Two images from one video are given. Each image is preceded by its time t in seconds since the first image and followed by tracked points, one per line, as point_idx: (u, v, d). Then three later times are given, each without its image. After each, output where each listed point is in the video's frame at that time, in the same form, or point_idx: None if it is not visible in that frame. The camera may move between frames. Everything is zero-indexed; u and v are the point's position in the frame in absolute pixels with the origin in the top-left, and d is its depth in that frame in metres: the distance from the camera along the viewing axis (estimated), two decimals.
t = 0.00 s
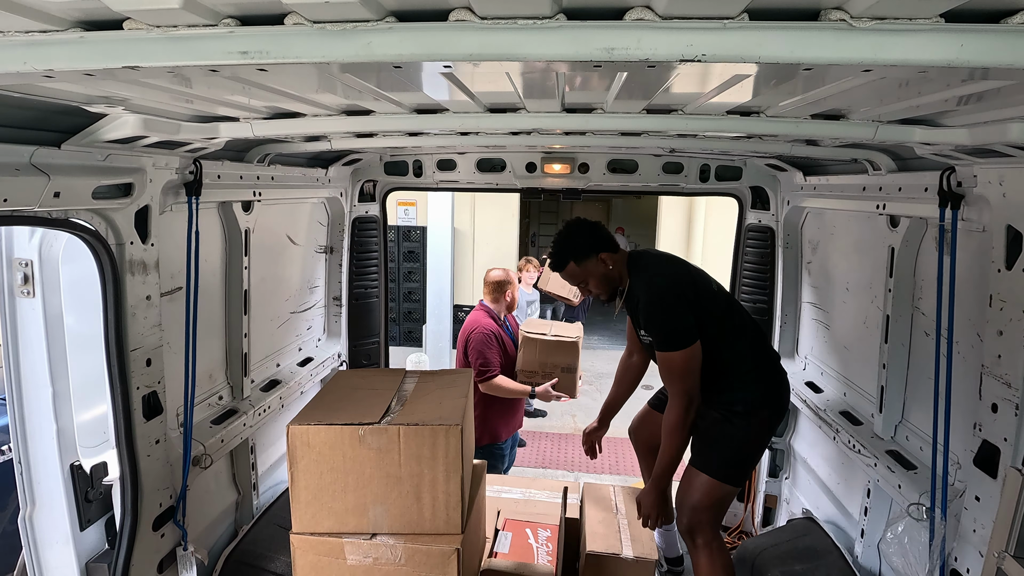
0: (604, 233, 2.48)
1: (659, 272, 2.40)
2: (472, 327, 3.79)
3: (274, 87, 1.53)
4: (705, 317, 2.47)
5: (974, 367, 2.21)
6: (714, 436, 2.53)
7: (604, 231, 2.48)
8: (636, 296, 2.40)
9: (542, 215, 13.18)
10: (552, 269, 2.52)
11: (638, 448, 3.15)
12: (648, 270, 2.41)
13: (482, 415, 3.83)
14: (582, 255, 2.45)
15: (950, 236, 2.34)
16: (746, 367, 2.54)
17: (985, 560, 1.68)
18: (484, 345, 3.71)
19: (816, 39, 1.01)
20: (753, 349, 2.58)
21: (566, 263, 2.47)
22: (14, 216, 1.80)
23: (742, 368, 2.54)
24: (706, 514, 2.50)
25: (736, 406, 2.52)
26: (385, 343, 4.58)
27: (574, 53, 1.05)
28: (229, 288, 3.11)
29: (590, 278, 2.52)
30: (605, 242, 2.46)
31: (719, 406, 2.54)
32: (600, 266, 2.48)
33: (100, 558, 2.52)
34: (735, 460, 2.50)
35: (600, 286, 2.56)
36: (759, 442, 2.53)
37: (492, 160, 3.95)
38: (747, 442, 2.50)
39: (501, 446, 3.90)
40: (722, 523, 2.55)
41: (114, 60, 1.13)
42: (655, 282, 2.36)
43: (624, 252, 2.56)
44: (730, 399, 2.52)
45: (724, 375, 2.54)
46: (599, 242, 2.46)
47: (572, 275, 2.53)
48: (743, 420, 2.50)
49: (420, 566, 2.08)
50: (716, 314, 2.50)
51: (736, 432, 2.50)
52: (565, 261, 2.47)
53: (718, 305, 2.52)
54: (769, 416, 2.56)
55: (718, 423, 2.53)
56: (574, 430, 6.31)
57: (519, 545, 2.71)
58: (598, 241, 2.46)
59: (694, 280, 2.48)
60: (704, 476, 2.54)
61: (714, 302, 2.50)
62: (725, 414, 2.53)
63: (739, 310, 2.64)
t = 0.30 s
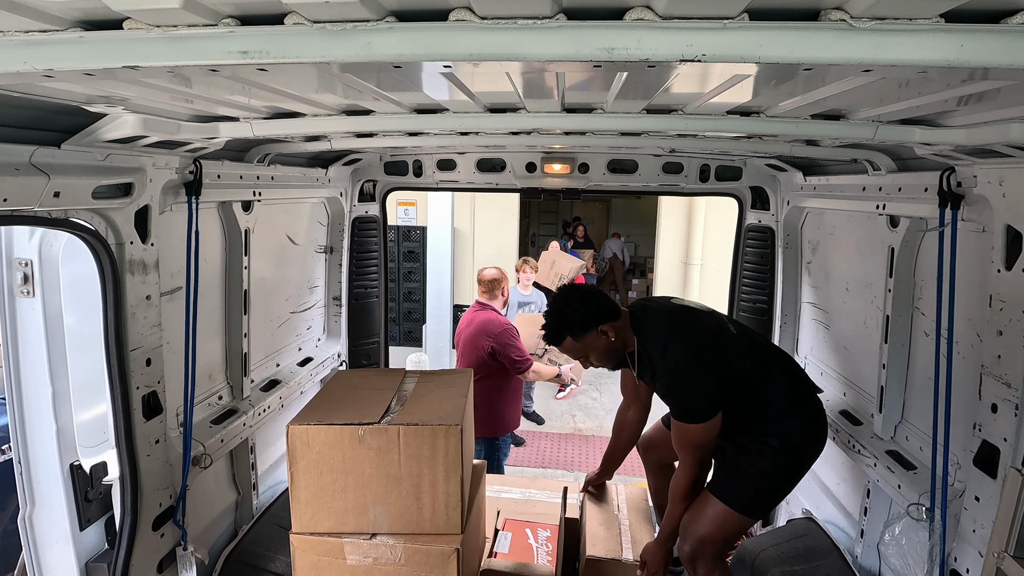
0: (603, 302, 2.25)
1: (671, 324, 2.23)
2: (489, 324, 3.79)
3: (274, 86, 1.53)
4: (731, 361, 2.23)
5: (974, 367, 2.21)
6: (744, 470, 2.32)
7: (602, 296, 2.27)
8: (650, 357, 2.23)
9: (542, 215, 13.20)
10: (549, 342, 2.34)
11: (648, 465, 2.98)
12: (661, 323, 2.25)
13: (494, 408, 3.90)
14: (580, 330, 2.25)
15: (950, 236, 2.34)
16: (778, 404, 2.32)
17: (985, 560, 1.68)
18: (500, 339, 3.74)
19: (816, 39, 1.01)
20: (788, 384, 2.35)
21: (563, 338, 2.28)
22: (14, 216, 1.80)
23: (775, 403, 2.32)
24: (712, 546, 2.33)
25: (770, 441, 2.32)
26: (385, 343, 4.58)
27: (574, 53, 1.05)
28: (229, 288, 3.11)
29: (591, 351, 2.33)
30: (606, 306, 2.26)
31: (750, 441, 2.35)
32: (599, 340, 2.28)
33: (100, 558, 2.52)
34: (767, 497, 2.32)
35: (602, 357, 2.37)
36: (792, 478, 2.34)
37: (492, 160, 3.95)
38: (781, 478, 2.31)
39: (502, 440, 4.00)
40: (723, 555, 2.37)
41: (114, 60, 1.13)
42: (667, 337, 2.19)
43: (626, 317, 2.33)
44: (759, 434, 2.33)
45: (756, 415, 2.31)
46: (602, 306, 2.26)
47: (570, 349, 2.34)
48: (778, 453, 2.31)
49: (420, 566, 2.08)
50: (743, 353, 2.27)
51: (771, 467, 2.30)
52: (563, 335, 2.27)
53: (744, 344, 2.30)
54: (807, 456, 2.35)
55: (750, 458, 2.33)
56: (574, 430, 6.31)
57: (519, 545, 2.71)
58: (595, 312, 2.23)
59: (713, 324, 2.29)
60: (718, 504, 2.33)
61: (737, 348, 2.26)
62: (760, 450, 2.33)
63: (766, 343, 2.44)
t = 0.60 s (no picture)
0: (596, 350, 2.20)
1: (665, 363, 2.17)
2: (507, 318, 3.90)
3: (274, 86, 1.53)
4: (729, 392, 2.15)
5: (974, 367, 2.21)
6: (748, 490, 2.22)
7: (596, 339, 2.22)
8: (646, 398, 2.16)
9: (542, 214, 13.23)
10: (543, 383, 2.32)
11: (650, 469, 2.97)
12: (656, 361, 2.18)
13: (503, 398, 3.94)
14: (571, 377, 2.21)
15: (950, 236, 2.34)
16: (785, 427, 2.21)
17: (985, 560, 1.68)
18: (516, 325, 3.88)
19: (816, 38, 1.01)
20: (793, 408, 2.25)
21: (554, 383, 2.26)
22: (14, 216, 1.80)
23: (781, 424, 2.21)
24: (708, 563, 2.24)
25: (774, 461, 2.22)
26: (386, 343, 4.58)
27: (574, 53, 1.05)
28: (229, 288, 3.11)
29: (582, 395, 2.30)
30: (600, 351, 2.21)
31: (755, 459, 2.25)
32: (589, 387, 2.25)
33: (100, 558, 2.52)
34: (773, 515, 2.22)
35: (595, 399, 2.34)
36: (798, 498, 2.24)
37: (492, 160, 3.95)
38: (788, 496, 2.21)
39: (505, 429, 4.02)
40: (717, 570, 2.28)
41: (114, 60, 1.13)
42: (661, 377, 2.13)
43: (620, 360, 2.29)
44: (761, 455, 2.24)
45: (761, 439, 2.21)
46: (593, 347, 2.21)
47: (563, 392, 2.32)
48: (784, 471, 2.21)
49: (420, 566, 2.08)
50: (740, 383, 2.18)
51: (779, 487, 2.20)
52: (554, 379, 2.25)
53: (741, 373, 2.22)
54: (813, 477, 2.26)
55: (755, 476, 2.23)
56: (574, 429, 6.31)
57: (518, 544, 2.72)
58: (588, 360, 2.18)
59: (707, 357, 2.21)
60: (717, 518, 2.24)
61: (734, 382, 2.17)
62: (765, 467, 2.23)
63: (767, 366, 2.34)
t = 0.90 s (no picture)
0: (612, 310, 2.19)
1: (673, 340, 2.16)
2: (515, 310, 3.94)
3: (274, 87, 1.53)
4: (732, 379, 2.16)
5: (974, 368, 2.21)
6: (744, 483, 2.23)
7: (613, 301, 2.20)
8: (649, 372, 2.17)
9: (542, 215, 13.24)
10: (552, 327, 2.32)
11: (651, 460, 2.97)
12: (665, 338, 2.17)
13: (510, 385, 3.98)
14: (580, 328, 2.21)
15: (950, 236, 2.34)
16: (780, 424, 2.24)
17: (985, 560, 1.68)
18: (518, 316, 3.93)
19: (816, 38, 1.01)
20: (790, 405, 2.27)
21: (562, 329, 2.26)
22: (14, 216, 1.80)
23: (776, 423, 2.23)
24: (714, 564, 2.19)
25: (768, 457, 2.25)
26: (385, 343, 4.57)
27: (574, 53, 1.05)
28: (229, 288, 3.11)
29: (586, 348, 2.31)
30: (616, 314, 2.20)
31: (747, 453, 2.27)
32: (594, 342, 2.26)
33: (100, 558, 2.52)
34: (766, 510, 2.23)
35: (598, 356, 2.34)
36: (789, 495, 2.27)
37: (492, 160, 3.95)
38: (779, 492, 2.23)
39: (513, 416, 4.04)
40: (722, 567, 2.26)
41: (114, 60, 1.13)
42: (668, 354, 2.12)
43: (637, 326, 2.26)
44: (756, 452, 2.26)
45: (755, 432, 2.23)
46: (608, 311, 2.19)
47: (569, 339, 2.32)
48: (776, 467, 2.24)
49: (420, 566, 2.08)
50: (743, 373, 2.20)
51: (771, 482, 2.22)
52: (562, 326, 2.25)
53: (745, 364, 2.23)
54: (804, 471, 2.29)
55: (748, 468, 2.25)
56: (574, 430, 6.31)
57: (518, 545, 2.72)
58: (599, 317, 2.18)
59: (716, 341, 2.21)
60: (719, 513, 2.22)
61: (740, 369, 2.18)
62: (759, 459, 2.25)
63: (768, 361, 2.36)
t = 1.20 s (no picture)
0: (611, 221, 2.36)
1: (695, 250, 2.32)
2: (514, 309, 3.95)
3: (274, 86, 1.54)
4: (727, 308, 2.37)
5: (974, 366, 2.21)
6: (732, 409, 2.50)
7: (617, 213, 2.37)
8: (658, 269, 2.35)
9: (543, 214, 13.23)
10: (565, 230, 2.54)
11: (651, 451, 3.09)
12: (679, 239, 2.37)
13: (512, 382, 3.98)
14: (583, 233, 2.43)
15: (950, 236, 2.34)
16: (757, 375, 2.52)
17: (985, 560, 1.68)
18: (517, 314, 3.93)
19: (816, 38, 1.01)
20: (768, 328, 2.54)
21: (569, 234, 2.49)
22: (14, 216, 1.80)
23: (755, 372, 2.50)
24: (730, 502, 2.54)
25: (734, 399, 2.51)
26: (385, 343, 4.57)
27: (575, 53, 1.05)
28: (230, 287, 3.12)
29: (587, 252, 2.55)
30: (622, 222, 2.38)
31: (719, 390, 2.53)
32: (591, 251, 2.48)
33: (100, 558, 2.51)
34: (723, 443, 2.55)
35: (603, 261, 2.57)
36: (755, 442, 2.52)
37: (492, 160, 3.95)
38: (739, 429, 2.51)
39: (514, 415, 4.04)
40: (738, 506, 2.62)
41: (114, 60, 1.13)
42: (686, 260, 2.29)
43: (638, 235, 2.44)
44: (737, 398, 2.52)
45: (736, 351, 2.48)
46: (615, 219, 2.37)
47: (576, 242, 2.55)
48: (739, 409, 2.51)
49: (420, 566, 2.08)
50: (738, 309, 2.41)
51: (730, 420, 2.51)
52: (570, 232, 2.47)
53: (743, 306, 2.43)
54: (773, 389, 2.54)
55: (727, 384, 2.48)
56: (574, 429, 6.32)
57: (518, 544, 2.72)
58: (598, 227, 2.37)
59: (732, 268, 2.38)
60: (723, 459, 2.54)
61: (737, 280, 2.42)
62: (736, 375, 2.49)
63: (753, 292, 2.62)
